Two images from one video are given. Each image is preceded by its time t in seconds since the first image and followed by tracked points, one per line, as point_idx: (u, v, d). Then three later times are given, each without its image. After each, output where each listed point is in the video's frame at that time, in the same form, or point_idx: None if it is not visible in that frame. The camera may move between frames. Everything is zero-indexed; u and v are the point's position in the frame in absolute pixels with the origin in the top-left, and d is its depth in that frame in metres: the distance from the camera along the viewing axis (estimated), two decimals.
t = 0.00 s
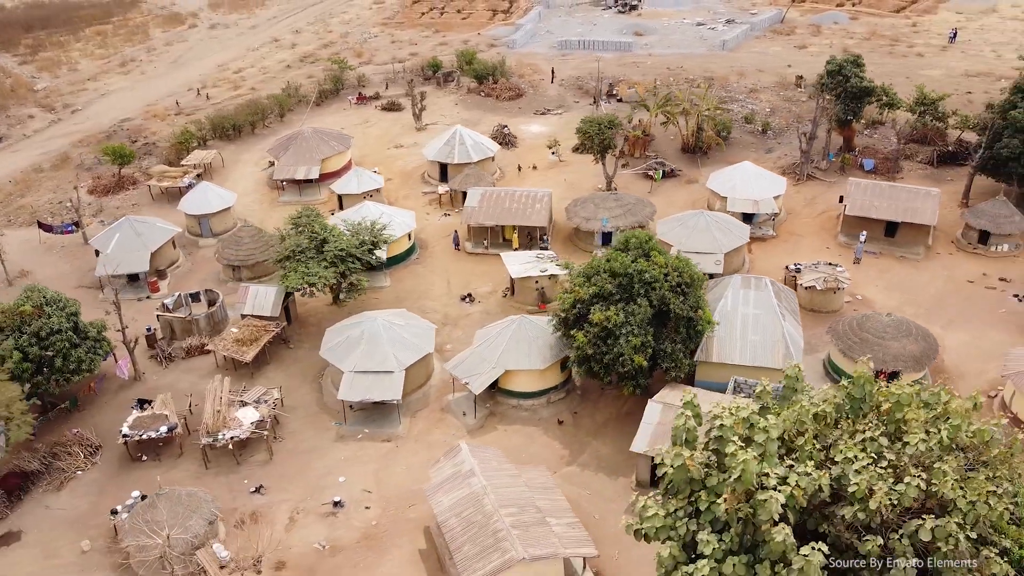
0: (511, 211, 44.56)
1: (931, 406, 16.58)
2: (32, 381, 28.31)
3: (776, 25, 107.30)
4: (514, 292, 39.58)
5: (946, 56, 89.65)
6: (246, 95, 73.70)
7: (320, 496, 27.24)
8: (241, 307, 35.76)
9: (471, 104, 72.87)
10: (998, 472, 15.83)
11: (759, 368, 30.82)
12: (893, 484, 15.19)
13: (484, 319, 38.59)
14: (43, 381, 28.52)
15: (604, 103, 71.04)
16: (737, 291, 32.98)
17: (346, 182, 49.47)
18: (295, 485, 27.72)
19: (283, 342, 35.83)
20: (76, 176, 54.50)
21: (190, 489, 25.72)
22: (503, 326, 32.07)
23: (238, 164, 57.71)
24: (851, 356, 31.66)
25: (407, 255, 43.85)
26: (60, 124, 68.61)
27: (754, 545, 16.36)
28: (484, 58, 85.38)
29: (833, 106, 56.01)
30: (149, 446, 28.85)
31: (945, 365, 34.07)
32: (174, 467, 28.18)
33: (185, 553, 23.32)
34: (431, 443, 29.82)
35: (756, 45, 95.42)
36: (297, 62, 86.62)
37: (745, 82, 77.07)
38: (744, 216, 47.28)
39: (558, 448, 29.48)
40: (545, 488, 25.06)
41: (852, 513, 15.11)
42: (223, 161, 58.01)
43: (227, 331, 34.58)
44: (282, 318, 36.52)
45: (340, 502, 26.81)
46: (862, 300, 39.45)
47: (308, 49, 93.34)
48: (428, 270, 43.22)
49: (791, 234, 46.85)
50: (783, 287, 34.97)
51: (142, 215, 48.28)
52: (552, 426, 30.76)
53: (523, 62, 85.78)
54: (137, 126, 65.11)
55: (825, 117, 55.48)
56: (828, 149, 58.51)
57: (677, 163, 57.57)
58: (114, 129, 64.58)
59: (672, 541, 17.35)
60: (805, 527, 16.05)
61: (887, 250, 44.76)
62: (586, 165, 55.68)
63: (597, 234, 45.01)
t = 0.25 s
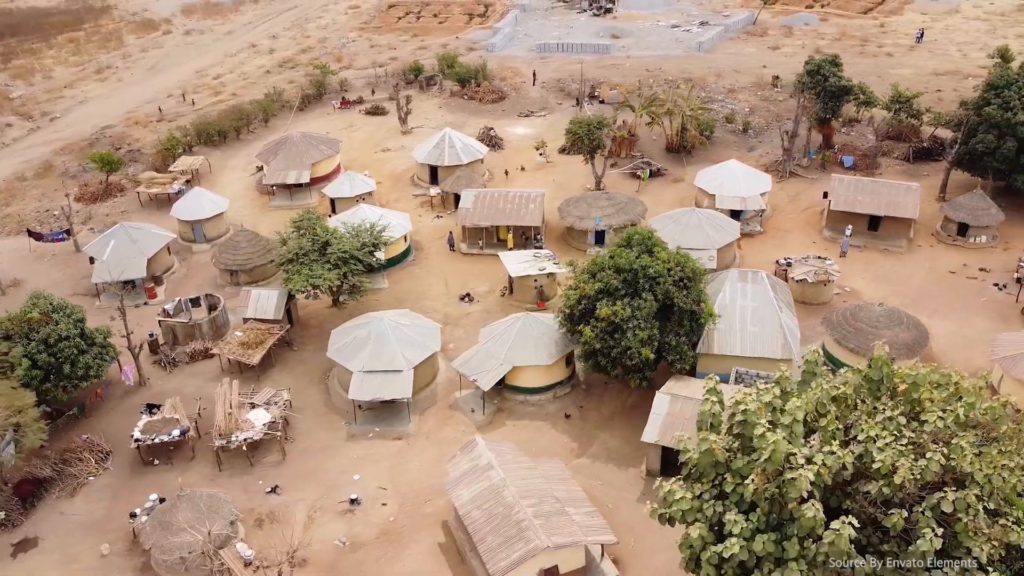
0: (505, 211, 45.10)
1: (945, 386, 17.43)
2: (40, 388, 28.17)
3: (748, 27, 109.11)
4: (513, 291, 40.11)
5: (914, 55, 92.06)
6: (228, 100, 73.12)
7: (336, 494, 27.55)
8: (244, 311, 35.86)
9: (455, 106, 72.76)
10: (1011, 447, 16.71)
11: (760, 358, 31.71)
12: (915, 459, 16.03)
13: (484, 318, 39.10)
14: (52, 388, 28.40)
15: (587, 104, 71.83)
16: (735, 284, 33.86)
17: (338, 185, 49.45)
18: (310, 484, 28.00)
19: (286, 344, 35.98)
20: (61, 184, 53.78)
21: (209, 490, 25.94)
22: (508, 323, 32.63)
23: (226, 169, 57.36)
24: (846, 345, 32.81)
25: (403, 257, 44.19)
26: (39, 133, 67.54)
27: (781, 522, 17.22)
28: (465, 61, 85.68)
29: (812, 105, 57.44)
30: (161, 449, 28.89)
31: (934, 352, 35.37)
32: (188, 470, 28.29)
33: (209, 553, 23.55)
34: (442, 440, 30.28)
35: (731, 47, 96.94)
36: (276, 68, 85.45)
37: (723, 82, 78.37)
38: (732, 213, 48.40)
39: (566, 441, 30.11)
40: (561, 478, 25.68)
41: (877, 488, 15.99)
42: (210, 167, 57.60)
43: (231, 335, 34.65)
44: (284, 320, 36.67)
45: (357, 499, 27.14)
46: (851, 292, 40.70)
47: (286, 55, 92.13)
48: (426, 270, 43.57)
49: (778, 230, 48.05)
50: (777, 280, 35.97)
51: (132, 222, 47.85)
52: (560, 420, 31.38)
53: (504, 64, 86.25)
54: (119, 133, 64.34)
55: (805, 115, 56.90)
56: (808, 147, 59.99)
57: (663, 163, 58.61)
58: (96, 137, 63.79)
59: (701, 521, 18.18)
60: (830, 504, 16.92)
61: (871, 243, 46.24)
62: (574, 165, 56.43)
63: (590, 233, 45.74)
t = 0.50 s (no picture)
0: (499, 212, 45.67)
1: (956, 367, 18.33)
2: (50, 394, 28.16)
3: (722, 28, 110.80)
4: (511, 289, 40.68)
5: (884, 55, 94.43)
6: (210, 105, 72.49)
7: (352, 492, 27.93)
8: (247, 314, 35.97)
9: (439, 110, 72.52)
10: (1018, 423, 17.68)
11: (760, 349, 32.62)
12: (932, 437, 16.88)
13: (484, 316, 39.62)
14: (62, 394, 28.39)
15: (570, 106, 72.55)
16: (732, 278, 34.79)
17: (331, 189, 49.52)
18: (325, 482, 28.34)
19: (290, 346, 36.18)
20: (45, 191, 53.01)
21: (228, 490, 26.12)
22: (513, 320, 33.24)
23: (213, 174, 57.04)
24: (840, 333, 34.03)
25: (400, 258, 44.54)
26: (16, 140, 66.31)
27: (804, 500, 17.95)
28: (446, 64, 85.86)
29: (793, 103, 58.87)
30: (173, 452, 28.98)
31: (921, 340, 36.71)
32: (202, 472, 28.44)
33: (231, 553, 23.79)
34: (452, 436, 30.78)
35: (707, 49, 98.30)
36: (256, 74, 84.37)
37: (702, 83, 79.58)
38: (720, 210, 49.50)
39: (574, 434, 30.79)
40: (576, 469, 26.28)
41: (897, 464, 16.78)
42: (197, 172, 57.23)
43: (236, 338, 34.77)
44: (287, 323, 36.87)
45: (374, 496, 27.55)
46: (839, 284, 41.95)
47: (265, 60, 90.75)
48: (423, 271, 43.97)
49: (765, 226, 49.21)
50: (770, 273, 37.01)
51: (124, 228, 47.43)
52: (567, 414, 32.04)
53: (484, 67, 86.58)
54: (100, 139, 63.51)
55: (786, 114, 58.32)
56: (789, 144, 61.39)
57: (649, 162, 59.56)
58: (77, 144, 62.89)
59: (725, 502, 18.86)
60: (851, 481, 17.69)
61: (855, 237, 47.66)
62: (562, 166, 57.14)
63: (584, 231, 46.49)
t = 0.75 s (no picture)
0: (494, 212, 46.20)
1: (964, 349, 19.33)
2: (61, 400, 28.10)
3: (697, 30, 112.31)
4: (510, 288, 41.26)
5: (855, 55, 96.67)
6: (192, 110, 71.87)
7: (368, 488, 28.31)
8: (250, 317, 36.10)
9: (423, 114, 72.13)
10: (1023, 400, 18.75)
11: (758, 340, 33.55)
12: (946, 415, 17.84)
13: (484, 315, 40.15)
14: (73, 400, 28.34)
15: (554, 108, 73.31)
16: (729, 272, 35.70)
17: (324, 193, 49.63)
18: (340, 480, 28.66)
19: (294, 348, 36.37)
20: (31, 198, 52.25)
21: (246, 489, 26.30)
22: (517, 317, 33.86)
23: (202, 180, 56.74)
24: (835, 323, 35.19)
25: (397, 260, 44.86)
26: None
27: (824, 478, 18.84)
28: (427, 67, 86.09)
29: (774, 103, 60.30)
30: (185, 454, 29.09)
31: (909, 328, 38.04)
32: (216, 473, 28.60)
33: (255, 550, 24.14)
34: (462, 432, 31.28)
35: (684, 51, 99.71)
36: (237, 79, 83.26)
37: (681, 84, 80.84)
38: (708, 207, 50.60)
39: (582, 427, 31.47)
40: (589, 459, 26.90)
41: (914, 441, 17.72)
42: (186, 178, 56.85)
43: (241, 341, 34.90)
44: (290, 324, 37.06)
45: (390, 492, 27.94)
46: (828, 276, 43.20)
47: (244, 65, 89.72)
48: (420, 272, 44.37)
49: (752, 223, 50.39)
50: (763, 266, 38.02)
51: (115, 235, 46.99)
52: (573, 408, 32.71)
53: (466, 70, 86.97)
54: (83, 145, 62.65)
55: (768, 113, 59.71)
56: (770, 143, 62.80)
57: (635, 162, 60.54)
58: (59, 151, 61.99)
59: (748, 484, 19.66)
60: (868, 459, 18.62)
61: (840, 231, 49.06)
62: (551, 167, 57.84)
63: (577, 230, 47.21)
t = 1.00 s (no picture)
0: (489, 212, 46.71)
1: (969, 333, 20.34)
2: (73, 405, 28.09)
3: (673, 33, 113.60)
4: (509, 287, 41.83)
5: (828, 56, 98.84)
6: (175, 115, 71.18)
7: (383, 485, 28.70)
8: (254, 320, 36.24)
9: (409, 117, 72.20)
10: None
11: (756, 332, 34.48)
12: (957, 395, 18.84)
13: (485, 314, 40.65)
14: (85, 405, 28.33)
15: (538, 110, 73.98)
16: (725, 267, 36.64)
17: (318, 197, 49.76)
18: (355, 477, 29.01)
19: (298, 350, 36.57)
20: (17, 206, 51.50)
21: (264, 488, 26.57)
22: (522, 314, 34.51)
23: (191, 185, 56.40)
24: (828, 314, 36.36)
25: (394, 261, 45.19)
26: None
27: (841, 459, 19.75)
28: (410, 71, 86.20)
29: (756, 103, 61.69)
30: (198, 456, 29.22)
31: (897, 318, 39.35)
32: (230, 474, 28.79)
33: (278, 547, 24.51)
34: (472, 428, 31.80)
35: (661, 53, 100.97)
36: (218, 84, 82.35)
37: (662, 86, 81.99)
38: (697, 205, 51.68)
39: (589, 421, 32.17)
40: (602, 449, 27.56)
41: (927, 420, 18.67)
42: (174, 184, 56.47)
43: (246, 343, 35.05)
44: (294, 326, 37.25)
45: (405, 488, 28.37)
46: (817, 270, 44.42)
47: (224, 70, 88.86)
48: (418, 273, 44.75)
49: (740, 220, 51.54)
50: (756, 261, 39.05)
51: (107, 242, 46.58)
52: (579, 402, 33.40)
53: (448, 73, 87.20)
54: (65, 152, 61.76)
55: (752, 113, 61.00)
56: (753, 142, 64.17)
57: (622, 162, 61.47)
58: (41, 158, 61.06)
59: (766, 466, 20.51)
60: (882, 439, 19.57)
61: (825, 227, 50.48)
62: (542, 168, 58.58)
63: (571, 229, 47.93)
